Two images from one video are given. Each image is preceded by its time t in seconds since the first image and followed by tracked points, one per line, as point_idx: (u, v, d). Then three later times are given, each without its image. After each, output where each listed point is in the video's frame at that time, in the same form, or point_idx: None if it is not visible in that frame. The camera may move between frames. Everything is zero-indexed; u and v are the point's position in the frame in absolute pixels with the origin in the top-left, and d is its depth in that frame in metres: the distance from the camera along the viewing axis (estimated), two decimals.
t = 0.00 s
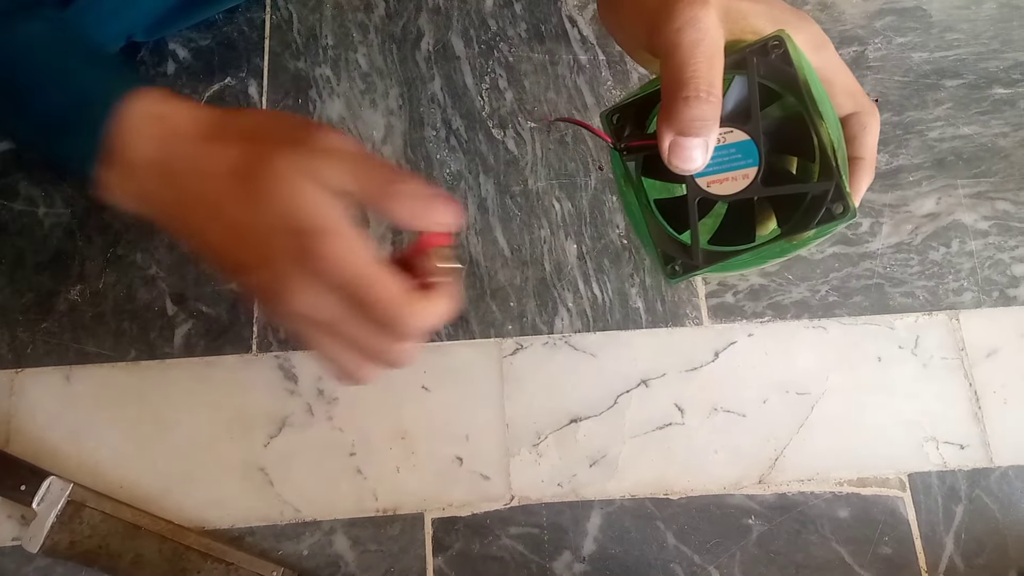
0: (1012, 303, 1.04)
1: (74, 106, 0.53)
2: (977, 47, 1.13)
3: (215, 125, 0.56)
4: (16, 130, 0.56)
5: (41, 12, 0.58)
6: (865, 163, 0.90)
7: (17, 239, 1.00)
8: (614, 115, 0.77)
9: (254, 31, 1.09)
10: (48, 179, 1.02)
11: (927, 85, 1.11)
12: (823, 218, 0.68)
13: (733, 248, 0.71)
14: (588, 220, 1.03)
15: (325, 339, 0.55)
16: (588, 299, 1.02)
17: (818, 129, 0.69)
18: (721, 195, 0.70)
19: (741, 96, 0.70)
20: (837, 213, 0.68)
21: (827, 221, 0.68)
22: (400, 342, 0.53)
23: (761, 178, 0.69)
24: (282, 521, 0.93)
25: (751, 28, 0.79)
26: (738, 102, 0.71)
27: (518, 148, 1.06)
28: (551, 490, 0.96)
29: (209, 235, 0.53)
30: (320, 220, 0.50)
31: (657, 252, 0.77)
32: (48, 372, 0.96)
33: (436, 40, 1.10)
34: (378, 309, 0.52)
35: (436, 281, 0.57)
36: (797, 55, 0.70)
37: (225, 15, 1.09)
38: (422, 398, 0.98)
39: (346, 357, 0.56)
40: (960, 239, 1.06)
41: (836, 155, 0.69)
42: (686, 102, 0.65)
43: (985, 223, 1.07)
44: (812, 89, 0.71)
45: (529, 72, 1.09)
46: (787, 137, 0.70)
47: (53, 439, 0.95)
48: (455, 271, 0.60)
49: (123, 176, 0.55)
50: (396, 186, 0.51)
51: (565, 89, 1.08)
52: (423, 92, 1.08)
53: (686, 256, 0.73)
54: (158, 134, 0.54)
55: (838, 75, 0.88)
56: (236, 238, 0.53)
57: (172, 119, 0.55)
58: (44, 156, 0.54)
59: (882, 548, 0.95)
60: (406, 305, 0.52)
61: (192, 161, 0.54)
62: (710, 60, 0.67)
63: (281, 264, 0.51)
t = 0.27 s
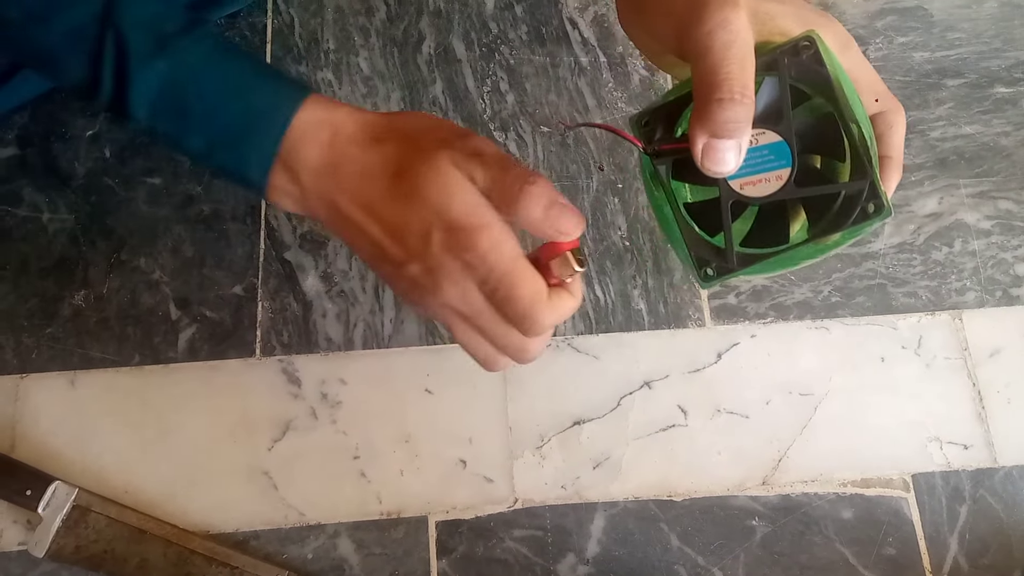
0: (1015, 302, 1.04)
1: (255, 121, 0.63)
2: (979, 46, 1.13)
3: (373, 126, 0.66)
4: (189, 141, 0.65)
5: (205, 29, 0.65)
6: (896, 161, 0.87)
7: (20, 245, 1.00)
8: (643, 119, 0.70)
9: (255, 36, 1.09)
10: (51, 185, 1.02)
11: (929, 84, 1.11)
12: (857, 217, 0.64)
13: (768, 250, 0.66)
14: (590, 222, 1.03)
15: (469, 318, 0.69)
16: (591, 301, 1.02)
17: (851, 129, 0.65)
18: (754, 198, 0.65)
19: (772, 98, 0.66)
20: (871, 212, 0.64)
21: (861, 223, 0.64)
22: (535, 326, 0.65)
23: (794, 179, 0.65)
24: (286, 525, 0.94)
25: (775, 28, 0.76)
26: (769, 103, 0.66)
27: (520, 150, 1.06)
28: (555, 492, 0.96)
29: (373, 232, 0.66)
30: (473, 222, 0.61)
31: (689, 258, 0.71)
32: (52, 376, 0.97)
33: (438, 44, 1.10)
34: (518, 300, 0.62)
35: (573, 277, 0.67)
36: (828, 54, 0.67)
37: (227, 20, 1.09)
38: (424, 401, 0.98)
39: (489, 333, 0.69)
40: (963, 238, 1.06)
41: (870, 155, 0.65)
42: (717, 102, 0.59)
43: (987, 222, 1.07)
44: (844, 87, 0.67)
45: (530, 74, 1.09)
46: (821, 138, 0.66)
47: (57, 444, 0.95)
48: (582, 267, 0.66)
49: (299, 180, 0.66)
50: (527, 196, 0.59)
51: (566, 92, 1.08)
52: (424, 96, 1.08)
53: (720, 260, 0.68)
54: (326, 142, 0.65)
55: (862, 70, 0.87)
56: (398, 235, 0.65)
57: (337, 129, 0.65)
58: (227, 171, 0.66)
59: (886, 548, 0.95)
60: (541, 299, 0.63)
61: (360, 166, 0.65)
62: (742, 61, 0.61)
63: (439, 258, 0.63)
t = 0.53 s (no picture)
0: (1015, 302, 1.04)
1: (312, 126, 0.66)
2: (978, 47, 1.13)
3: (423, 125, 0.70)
4: (246, 143, 0.66)
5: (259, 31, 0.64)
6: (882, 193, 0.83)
7: (21, 246, 1.00)
8: (627, 151, 0.68)
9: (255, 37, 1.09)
10: (51, 186, 1.02)
11: (928, 85, 1.11)
12: (835, 252, 0.60)
13: (749, 281, 0.62)
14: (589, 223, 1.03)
15: (506, 307, 0.72)
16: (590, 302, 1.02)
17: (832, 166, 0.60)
18: (734, 229, 0.61)
19: (753, 130, 0.62)
20: (849, 246, 0.59)
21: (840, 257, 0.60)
22: (563, 318, 0.67)
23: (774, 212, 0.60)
24: (286, 526, 0.94)
25: (766, 52, 0.72)
26: (749, 136, 0.62)
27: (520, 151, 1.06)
28: (555, 493, 0.96)
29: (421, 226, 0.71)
30: (515, 214, 0.65)
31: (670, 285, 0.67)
32: (53, 377, 0.97)
33: (437, 45, 1.10)
34: (548, 291, 0.65)
35: (603, 272, 0.70)
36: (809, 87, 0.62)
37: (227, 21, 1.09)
38: (424, 401, 0.98)
39: (525, 322, 0.73)
40: (962, 239, 1.06)
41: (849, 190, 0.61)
42: (694, 136, 0.57)
43: (987, 222, 1.07)
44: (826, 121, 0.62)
45: (530, 75, 1.09)
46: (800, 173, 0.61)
47: (57, 445, 0.95)
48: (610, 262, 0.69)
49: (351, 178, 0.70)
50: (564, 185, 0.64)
51: (566, 93, 1.08)
52: (424, 97, 1.08)
53: (701, 289, 0.63)
54: (379, 142, 0.68)
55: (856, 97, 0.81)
56: (443, 228, 0.69)
57: (389, 129, 0.69)
58: (281, 170, 0.68)
59: (886, 549, 0.95)
60: (571, 292, 0.65)
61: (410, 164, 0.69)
62: (722, 96, 0.59)
63: (482, 249, 0.67)
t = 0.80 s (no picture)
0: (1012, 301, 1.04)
1: (320, 113, 0.67)
2: (976, 45, 1.14)
3: (434, 111, 0.71)
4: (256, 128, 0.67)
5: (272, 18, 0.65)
6: (878, 183, 0.76)
7: (18, 244, 1.00)
8: (620, 146, 0.68)
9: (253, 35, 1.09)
10: (49, 184, 1.02)
11: (925, 83, 1.12)
12: (829, 243, 0.59)
13: (742, 274, 0.61)
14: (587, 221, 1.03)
15: (508, 293, 0.72)
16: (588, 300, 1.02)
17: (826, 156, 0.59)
18: (727, 221, 0.60)
19: (744, 122, 0.61)
20: (843, 237, 0.58)
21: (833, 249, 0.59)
22: (561, 305, 0.66)
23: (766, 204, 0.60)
24: (284, 524, 0.94)
25: (755, 43, 0.72)
26: (739, 130, 0.62)
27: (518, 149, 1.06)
28: (553, 491, 0.96)
29: (428, 210, 0.71)
30: (521, 198, 0.66)
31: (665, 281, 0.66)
32: (51, 375, 0.97)
33: (435, 43, 1.10)
34: (549, 277, 0.64)
35: (604, 263, 0.67)
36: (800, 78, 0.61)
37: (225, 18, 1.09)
38: (422, 400, 0.98)
39: (526, 309, 0.72)
40: (959, 237, 1.06)
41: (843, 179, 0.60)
42: (682, 133, 0.56)
43: (984, 221, 1.07)
44: (819, 112, 0.61)
45: (528, 73, 1.09)
46: (793, 164, 0.61)
47: (54, 443, 0.95)
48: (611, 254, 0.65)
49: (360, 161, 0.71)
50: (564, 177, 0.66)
51: (564, 91, 1.08)
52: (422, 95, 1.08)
53: (695, 283, 0.63)
54: (389, 126, 0.69)
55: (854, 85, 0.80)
56: (449, 211, 0.70)
57: (400, 114, 0.70)
58: (291, 157, 0.70)
59: (883, 547, 0.96)
60: (571, 281, 0.65)
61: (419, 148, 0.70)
62: (708, 89, 0.58)
63: (487, 232, 0.67)
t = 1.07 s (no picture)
0: (1013, 299, 1.04)
1: (307, 99, 0.67)
2: (977, 44, 1.14)
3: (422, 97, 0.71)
4: (244, 116, 0.67)
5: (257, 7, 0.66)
6: (887, 171, 0.79)
7: (21, 243, 1.00)
8: (625, 136, 0.68)
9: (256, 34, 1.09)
10: (52, 183, 1.03)
11: (927, 82, 1.12)
12: (837, 231, 0.60)
13: (750, 264, 0.62)
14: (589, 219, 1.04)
15: (506, 276, 0.72)
16: (590, 298, 1.02)
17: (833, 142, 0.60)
18: (734, 212, 0.61)
19: (749, 111, 0.61)
20: (852, 225, 0.60)
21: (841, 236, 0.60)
22: (559, 286, 0.66)
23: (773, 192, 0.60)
24: (287, 522, 0.94)
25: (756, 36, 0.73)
26: (746, 118, 0.62)
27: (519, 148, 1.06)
28: (555, 488, 0.96)
29: (421, 196, 0.71)
30: (517, 180, 0.66)
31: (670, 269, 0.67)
32: (55, 373, 0.97)
33: (437, 42, 1.10)
34: (546, 258, 0.65)
35: (602, 244, 0.68)
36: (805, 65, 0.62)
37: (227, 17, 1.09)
38: (424, 397, 0.98)
39: (522, 291, 0.72)
40: (961, 236, 1.06)
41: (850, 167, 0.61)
42: (689, 122, 0.56)
43: (985, 219, 1.07)
44: (824, 100, 0.62)
45: (530, 72, 1.09)
46: (799, 151, 0.61)
47: (58, 440, 0.95)
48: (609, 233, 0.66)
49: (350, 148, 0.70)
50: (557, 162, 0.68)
51: (565, 90, 1.09)
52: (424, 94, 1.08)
53: (702, 273, 0.64)
54: (378, 112, 0.69)
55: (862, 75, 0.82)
56: (442, 196, 0.69)
57: (389, 100, 0.70)
58: (281, 144, 0.70)
59: (884, 544, 0.96)
60: (568, 262, 0.65)
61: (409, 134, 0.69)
62: (713, 77, 0.58)
63: (483, 215, 0.68)
